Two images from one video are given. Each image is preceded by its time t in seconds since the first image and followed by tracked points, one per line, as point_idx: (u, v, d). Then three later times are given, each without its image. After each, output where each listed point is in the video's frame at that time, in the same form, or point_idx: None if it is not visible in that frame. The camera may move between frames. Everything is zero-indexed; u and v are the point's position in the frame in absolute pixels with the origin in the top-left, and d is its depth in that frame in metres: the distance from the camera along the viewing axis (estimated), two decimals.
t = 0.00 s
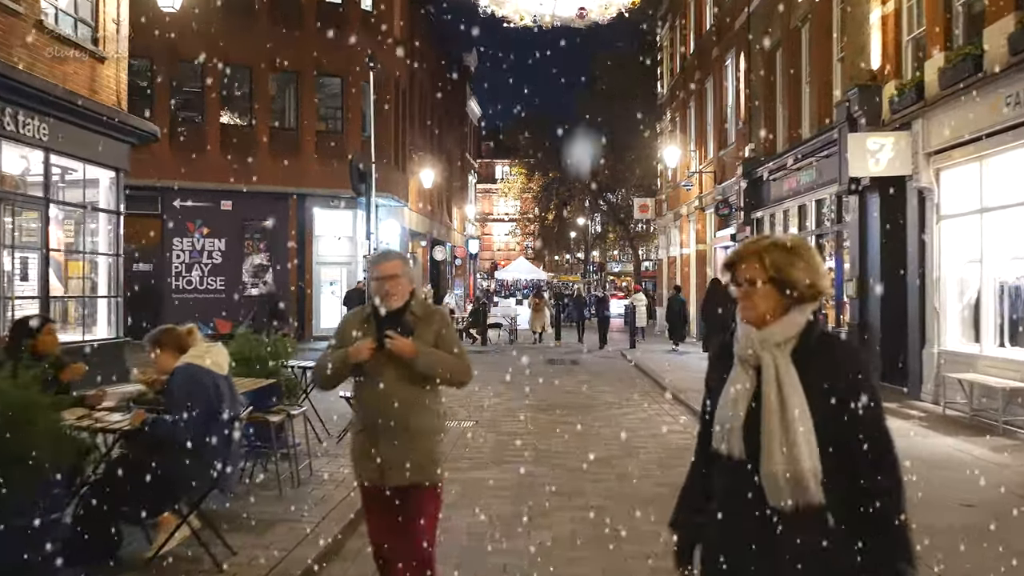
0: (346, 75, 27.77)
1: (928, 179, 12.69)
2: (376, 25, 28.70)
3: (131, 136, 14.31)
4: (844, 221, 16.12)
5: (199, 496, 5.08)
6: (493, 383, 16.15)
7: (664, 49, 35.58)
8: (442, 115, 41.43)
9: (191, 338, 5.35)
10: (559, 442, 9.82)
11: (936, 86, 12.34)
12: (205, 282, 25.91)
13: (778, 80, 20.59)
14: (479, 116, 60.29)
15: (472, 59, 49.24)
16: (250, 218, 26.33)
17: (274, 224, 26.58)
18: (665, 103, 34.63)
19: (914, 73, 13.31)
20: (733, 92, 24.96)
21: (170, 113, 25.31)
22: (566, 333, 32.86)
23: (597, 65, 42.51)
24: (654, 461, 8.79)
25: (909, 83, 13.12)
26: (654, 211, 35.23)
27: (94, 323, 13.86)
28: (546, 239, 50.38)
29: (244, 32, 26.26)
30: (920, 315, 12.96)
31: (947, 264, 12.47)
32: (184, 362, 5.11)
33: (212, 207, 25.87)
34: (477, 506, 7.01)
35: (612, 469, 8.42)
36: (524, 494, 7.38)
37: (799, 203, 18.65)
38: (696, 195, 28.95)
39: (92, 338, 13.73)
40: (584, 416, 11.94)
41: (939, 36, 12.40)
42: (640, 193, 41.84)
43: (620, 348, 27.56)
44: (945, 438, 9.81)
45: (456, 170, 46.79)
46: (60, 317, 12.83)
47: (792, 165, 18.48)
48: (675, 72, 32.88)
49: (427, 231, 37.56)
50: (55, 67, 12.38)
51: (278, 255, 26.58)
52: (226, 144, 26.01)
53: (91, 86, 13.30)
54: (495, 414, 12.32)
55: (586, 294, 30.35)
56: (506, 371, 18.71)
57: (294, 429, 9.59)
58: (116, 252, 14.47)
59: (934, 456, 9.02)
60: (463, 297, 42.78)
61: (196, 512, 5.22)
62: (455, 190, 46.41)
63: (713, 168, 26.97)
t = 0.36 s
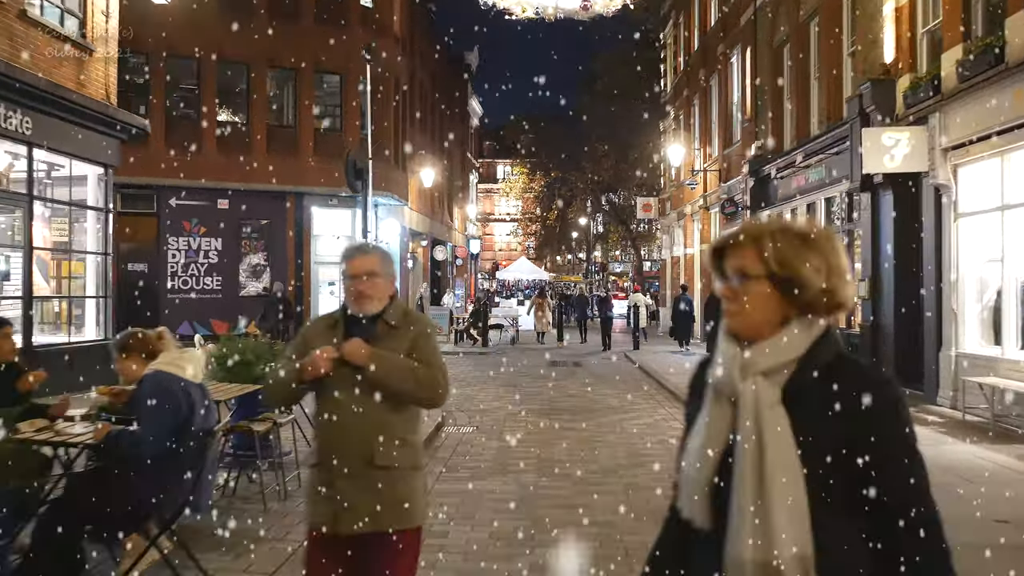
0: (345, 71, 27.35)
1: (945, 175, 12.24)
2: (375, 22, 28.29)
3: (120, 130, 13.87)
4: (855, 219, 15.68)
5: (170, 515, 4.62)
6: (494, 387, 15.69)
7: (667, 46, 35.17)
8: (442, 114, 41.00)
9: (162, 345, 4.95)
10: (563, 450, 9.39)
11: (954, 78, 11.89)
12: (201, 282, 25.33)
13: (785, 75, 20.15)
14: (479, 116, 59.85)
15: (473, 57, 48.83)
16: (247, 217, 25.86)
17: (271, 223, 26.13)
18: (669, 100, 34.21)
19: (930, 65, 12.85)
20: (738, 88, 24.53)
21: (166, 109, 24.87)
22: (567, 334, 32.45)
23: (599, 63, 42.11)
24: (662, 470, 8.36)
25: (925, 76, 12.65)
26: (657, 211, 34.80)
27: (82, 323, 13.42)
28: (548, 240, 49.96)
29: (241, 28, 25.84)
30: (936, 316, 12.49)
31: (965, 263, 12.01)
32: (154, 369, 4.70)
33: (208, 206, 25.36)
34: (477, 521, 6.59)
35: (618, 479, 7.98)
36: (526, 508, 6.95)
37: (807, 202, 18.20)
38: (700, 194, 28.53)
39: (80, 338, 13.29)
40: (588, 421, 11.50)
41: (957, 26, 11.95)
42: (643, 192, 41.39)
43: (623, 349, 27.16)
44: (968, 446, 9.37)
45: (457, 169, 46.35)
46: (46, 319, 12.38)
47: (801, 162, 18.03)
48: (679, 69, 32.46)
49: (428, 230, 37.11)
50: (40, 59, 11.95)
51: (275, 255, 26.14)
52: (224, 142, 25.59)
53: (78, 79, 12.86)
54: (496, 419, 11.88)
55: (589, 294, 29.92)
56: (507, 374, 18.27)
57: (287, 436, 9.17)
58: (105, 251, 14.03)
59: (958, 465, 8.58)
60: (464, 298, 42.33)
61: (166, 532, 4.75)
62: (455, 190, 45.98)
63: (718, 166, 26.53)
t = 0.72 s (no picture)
0: (343, 70, 26.95)
1: (959, 174, 11.82)
2: (373, 19, 27.92)
3: (106, 128, 13.47)
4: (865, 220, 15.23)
5: (128, 547, 4.19)
6: (493, 393, 15.26)
7: (669, 46, 34.77)
8: (442, 114, 40.58)
9: (127, 358, 4.53)
10: (563, 462, 8.96)
11: (968, 75, 11.46)
12: (196, 283, 24.89)
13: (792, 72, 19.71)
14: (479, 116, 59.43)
15: (474, 57, 48.42)
16: (242, 218, 25.46)
17: (267, 224, 25.75)
18: (671, 100, 33.83)
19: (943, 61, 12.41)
20: (743, 87, 24.14)
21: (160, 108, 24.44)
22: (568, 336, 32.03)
23: (600, 62, 41.75)
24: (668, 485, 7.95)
25: (938, 71, 12.21)
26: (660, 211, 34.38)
27: (67, 328, 13.00)
28: (549, 241, 49.59)
29: (237, 25, 25.42)
30: (952, 320, 12.07)
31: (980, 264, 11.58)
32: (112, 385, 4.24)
33: (204, 206, 24.95)
34: (471, 543, 6.17)
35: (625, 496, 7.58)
36: (523, 528, 6.51)
37: (813, 202, 17.77)
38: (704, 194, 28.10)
39: (64, 343, 12.88)
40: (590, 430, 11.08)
41: (971, 20, 11.51)
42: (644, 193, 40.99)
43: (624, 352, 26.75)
44: (990, 457, 8.94)
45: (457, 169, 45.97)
46: (26, 323, 11.94)
47: (807, 162, 17.60)
48: (681, 68, 32.08)
49: (428, 231, 36.71)
50: (22, 54, 11.54)
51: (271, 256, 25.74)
52: (219, 142, 25.18)
53: (62, 76, 12.47)
54: (493, 427, 11.45)
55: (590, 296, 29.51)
56: (506, 378, 17.85)
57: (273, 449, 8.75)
58: (91, 252, 13.60)
59: (979, 479, 8.14)
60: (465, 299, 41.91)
61: (127, 562, 4.34)
62: (456, 190, 45.57)
63: (721, 166, 26.11)
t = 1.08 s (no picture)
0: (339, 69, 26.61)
1: (970, 173, 11.44)
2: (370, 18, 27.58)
3: (91, 125, 13.09)
4: (871, 220, 14.88)
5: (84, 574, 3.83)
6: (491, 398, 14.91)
7: (669, 46, 34.44)
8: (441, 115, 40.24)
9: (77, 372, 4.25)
10: (559, 472, 8.56)
11: (979, 70, 11.10)
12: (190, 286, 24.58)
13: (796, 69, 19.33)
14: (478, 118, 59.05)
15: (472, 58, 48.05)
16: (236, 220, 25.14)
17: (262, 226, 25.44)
18: (671, 100, 33.49)
19: (953, 56, 12.05)
20: (744, 86, 23.80)
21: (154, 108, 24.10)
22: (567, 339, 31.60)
23: (600, 63, 41.40)
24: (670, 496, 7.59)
25: (949, 67, 11.84)
26: (660, 212, 34.04)
27: (49, 331, 12.62)
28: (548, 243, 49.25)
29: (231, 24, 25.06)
30: (962, 323, 11.71)
31: (993, 265, 11.21)
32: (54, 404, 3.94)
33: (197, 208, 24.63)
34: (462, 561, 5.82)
35: (626, 508, 7.23)
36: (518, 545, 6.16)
37: (817, 202, 17.38)
38: (705, 195, 27.75)
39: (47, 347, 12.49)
40: (589, 437, 10.72)
41: (982, 14, 11.14)
42: (644, 195, 40.66)
43: (624, 356, 26.33)
44: (1007, 467, 8.60)
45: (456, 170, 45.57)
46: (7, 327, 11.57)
47: (811, 161, 17.23)
48: (681, 68, 31.74)
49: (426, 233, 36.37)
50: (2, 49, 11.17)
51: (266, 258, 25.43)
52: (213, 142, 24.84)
53: (45, 72, 12.09)
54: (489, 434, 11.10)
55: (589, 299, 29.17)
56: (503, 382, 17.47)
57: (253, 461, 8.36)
58: (76, 253, 13.22)
59: (998, 490, 7.75)
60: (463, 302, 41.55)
61: None
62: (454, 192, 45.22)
63: (723, 167, 25.75)
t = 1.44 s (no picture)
0: (329, 66, 26.20)
1: (975, 169, 11.09)
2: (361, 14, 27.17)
3: (66, 120, 12.69)
4: (870, 218, 14.54)
5: None
6: (481, 401, 14.55)
7: (665, 44, 34.08)
8: (434, 113, 39.84)
9: None
10: (551, 481, 8.21)
11: (985, 64, 10.75)
12: (177, 285, 24.21)
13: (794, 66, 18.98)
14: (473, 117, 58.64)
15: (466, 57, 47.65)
16: (225, 218, 24.78)
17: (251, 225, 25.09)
18: (667, 99, 33.12)
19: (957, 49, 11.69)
20: (740, 83, 23.46)
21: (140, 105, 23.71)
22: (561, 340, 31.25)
23: (595, 61, 41.03)
24: (665, 506, 7.24)
25: (952, 60, 11.49)
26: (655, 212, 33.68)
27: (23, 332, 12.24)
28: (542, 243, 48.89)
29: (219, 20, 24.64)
30: (966, 322, 11.37)
31: (999, 263, 10.87)
32: None
33: (185, 206, 24.26)
34: None
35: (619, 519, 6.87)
36: (505, 561, 5.80)
37: (816, 201, 17.05)
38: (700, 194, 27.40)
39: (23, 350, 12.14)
40: (582, 442, 10.37)
41: (987, 5, 10.79)
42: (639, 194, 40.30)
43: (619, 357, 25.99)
44: (1016, 474, 8.26)
45: (450, 169, 45.19)
46: None
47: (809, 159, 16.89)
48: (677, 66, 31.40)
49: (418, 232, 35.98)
50: None
51: (254, 258, 25.07)
52: (200, 140, 24.44)
53: (19, 65, 11.71)
54: (479, 439, 10.74)
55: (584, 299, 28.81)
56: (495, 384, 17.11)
57: (230, 468, 8.02)
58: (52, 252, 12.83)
59: (1008, 499, 7.41)
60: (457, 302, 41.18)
61: None
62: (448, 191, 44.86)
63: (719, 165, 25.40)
